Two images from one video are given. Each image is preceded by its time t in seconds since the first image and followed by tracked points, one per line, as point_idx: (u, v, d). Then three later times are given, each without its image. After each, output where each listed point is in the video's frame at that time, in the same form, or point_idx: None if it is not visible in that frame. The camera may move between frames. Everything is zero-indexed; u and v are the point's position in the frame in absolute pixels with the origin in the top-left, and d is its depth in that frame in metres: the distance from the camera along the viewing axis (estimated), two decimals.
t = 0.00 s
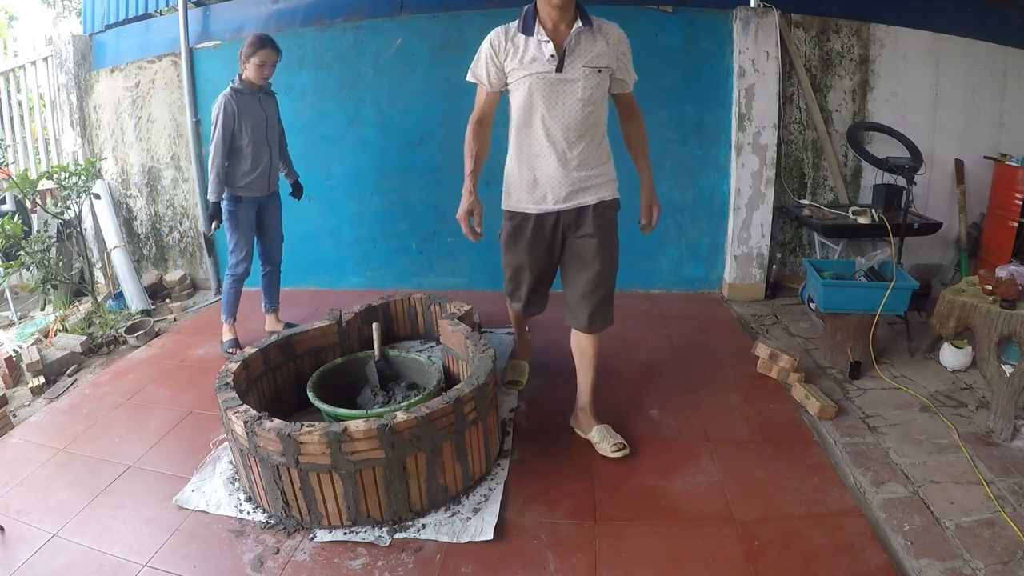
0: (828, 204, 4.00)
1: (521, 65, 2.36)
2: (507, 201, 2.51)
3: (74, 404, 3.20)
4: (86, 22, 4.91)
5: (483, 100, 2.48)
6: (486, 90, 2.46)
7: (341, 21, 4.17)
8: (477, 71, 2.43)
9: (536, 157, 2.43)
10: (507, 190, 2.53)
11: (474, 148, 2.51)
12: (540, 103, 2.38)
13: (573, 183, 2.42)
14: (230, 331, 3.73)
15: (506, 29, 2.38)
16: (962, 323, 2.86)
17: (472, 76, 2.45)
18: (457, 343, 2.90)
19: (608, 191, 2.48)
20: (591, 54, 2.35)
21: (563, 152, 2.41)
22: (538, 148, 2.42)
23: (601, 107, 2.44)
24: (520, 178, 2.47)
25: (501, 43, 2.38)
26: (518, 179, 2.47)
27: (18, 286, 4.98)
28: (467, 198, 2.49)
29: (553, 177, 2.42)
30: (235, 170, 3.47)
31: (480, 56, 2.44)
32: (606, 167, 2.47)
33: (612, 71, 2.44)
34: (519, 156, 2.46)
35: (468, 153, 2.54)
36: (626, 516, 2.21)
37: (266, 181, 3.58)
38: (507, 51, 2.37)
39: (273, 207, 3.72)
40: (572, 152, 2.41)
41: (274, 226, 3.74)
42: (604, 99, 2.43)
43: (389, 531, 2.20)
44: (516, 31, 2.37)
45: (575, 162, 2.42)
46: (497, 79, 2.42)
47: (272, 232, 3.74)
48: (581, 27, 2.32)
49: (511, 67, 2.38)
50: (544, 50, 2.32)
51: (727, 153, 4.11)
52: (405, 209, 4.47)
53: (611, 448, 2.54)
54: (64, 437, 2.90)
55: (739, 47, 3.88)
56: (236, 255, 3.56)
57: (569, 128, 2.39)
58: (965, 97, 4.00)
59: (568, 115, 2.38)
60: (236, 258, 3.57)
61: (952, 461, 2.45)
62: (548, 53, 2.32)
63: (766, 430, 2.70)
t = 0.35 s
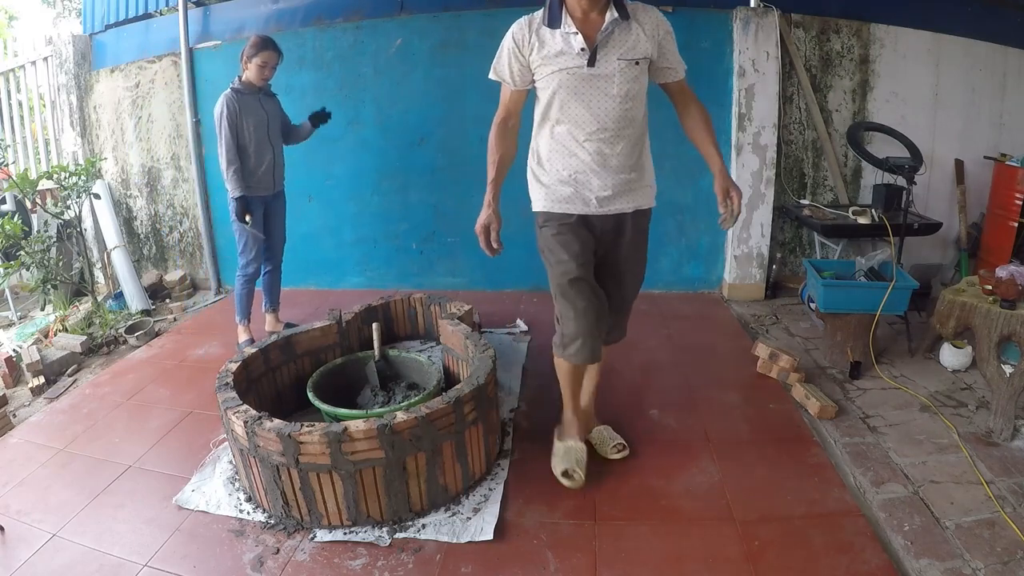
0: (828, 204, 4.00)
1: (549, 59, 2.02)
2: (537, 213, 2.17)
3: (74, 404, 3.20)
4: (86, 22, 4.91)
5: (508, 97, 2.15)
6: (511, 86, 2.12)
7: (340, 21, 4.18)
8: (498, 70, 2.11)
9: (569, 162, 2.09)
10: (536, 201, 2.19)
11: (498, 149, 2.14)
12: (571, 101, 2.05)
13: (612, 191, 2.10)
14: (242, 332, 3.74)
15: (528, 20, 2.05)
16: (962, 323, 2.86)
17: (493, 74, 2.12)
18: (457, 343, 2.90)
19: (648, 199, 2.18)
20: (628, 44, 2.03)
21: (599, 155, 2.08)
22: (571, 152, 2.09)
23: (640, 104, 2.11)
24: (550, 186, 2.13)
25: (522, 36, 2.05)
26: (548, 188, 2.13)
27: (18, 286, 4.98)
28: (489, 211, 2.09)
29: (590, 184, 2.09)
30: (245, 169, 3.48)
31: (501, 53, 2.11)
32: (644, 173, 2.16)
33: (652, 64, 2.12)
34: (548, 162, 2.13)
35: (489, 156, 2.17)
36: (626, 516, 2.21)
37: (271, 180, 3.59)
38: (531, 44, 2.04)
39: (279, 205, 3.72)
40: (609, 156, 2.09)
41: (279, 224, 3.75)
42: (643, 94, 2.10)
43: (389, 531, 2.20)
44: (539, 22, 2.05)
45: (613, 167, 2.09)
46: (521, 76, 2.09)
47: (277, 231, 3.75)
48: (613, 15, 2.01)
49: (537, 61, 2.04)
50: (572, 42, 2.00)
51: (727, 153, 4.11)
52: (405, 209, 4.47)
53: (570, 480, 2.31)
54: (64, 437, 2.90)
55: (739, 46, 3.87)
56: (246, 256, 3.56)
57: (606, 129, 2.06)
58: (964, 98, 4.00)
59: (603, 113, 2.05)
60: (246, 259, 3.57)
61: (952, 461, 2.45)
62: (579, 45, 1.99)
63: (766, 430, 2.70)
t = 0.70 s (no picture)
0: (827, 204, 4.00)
1: (584, 62, 1.67)
2: (575, 247, 1.80)
3: (74, 404, 3.20)
4: (86, 22, 4.91)
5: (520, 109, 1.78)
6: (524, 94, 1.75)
7: (340, 21, 4.18)
8: (514, 79, 1.73)
9: (614, 184, 1.75)
10: (571, 231, 1.82)
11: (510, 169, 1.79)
12: (614, 110, 1.71)
13: (666, 214, 1.78)
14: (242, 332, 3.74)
15: (550, 18, 1.69)
16: (962, 323, 2.86)
17: (507, 85, 1.74)
18: (457, 343, 2.90)
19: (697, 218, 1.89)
20: (673, 40, 1.72)
21: (649, 172, 1.75)
22: (615, 172, 1.75)
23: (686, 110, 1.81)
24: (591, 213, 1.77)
25: (545, 38, 1.68)
26: (589, 217, 1.77)
27: (18, 286, 4.98)
28: (506, 253, 1.75)
29: (640, 208, 1.76)
30: (241, 170, 3.49)
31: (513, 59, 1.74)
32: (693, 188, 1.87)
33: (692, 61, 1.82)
34: (586, 185, 1.78)
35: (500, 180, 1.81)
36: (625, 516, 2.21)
37: (272, 180, 3.59)
38: (557, 46, 1.68)
39: (280, 204, 3.73)
40: (660, 173, 1.77)
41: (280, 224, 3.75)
42: (689, 98, 1.81)
43: (389, 531, 2.20)
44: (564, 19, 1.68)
45: (664, 186, 1.78)
46: (543, 87, 1.72)
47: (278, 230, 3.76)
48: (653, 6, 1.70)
49: (567, 65, 1.69)
50: (613, 41, 1.65)
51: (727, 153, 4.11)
52: (405, 209, 4.47)
53: None
54: (64, 437, 2.90)
55: (739, 47, 3.87)
56: (245, 257, 3.56)
57: (655, 141, 1.74)
58: (964, 98, 4.00)
59: (651, 123, 1.73)
60: (246, 259, 3.57)
61: (952, 461, 2.45)
62: (620, 45, 1.65)
63: (766, 430, 2.70)
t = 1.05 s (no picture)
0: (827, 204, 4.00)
1: (638, 41, 1.40)
2: (618, 260, 1.59)
3: (74, 404, 3.20)
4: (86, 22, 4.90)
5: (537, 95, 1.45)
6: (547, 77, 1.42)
7: (341, 21, 4.18)
8: (546, 55, 1.39)
9: (665, 187, 1.54)
10: (612, 241, 1.59)
11: (522, 175, 1.47)
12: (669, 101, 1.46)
13: (719, 219, 1.59)
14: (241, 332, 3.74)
15: None
16: (962, 323, 2.86)
17: (531, 63, 1.41)
18: (457, 343, 2.90)
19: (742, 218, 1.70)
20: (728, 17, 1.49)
21: (703, 173, 1.55)
22: (667, 173, 1.53)
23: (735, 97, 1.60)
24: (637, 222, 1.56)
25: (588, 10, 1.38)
26: (636, 226, 1.56)
27: (18, 286, 4.98)
28: (526, 275, 1.42)
29: (694, 214, 1.56)
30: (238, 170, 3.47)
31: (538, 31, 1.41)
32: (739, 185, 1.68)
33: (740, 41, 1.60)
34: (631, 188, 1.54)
35: (506, 188, 1.49)
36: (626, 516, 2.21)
37: (271, 180, 3.58)
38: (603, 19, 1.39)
39: (279, 205, 3.73)
40: (713, 173, 1.57)
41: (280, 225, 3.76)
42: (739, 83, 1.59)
43: (389, 531, 2.20)
44: None
45: (717, 186, 1.58)
46: (582, 67, 1.40)
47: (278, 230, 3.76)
48: None
49: (615, 44, 1.40)
50: (672, 18, 1.39)
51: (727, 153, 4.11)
52: (405, 209, 4.47)
53: None
54: (64, 437, 2.90)
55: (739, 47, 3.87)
56: (245, 256, 3.56)
57: (710, 137, 1.53)
58: (964, 98, 4.00)
59: (707, 117, 1.51)
60: (246, 259, 3.57)
61: (952, 461, 2.45)
62: (683, 22, 1.39)
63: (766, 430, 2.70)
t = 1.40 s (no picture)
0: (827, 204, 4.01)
1: (765, 57, 1.28)
2: (699, 292, 1.50)
3: (74, 404, 3.20)
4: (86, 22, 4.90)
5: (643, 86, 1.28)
6: (662, 72, 1.26)
7: (341, 21, 4.18)
8: (667, 50, 1.25)
9: (761, 221, 1.43)
10: (692, 268, 1.49)
11: (640, 178, 1.28)
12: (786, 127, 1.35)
13: (812, 263, 1.49)
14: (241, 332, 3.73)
15: None
16: (962, 323, 2.86)
17: (646, 50, 1.26)
18: (457, 343, 2.90)
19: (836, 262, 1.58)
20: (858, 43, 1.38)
21: (803, 212, 1.44)
22: (766, 206, 1.42)
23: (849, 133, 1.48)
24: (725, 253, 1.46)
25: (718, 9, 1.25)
26: (722, 258, 1.46)
27: (18, 286, 4.98)
28: (665, 302, 1.28)
29: (786, 255, 1.46)
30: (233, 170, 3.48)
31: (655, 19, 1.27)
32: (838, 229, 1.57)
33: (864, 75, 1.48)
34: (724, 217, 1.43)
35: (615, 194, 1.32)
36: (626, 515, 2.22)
37: (265, 181, 3.58)
38: (734, 24, 1.26)
39: (275, 207, 3.72)
40: (814, 213, 1.46)
41: (275, 227, 3.74)
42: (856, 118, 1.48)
43: (389, 531, 2.20)
44: None
45: (815, 228, 1.48)
46: (703, 69, 1.27)
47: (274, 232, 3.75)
48: None
49: (740, 55, 1.28)
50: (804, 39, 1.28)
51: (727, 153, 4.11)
52: (405, 209, 4.47)
53: None
54: (64, 437, 2.90)
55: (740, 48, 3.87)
56: (241, 255, 3.57)
57: (818, 174, 1.42)
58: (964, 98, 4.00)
59: (820, 153, 1.40)
60: (242, 260, 3.57)
61: (952, 461, 2.45)
62: (816, 38, 1.28)
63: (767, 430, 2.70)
